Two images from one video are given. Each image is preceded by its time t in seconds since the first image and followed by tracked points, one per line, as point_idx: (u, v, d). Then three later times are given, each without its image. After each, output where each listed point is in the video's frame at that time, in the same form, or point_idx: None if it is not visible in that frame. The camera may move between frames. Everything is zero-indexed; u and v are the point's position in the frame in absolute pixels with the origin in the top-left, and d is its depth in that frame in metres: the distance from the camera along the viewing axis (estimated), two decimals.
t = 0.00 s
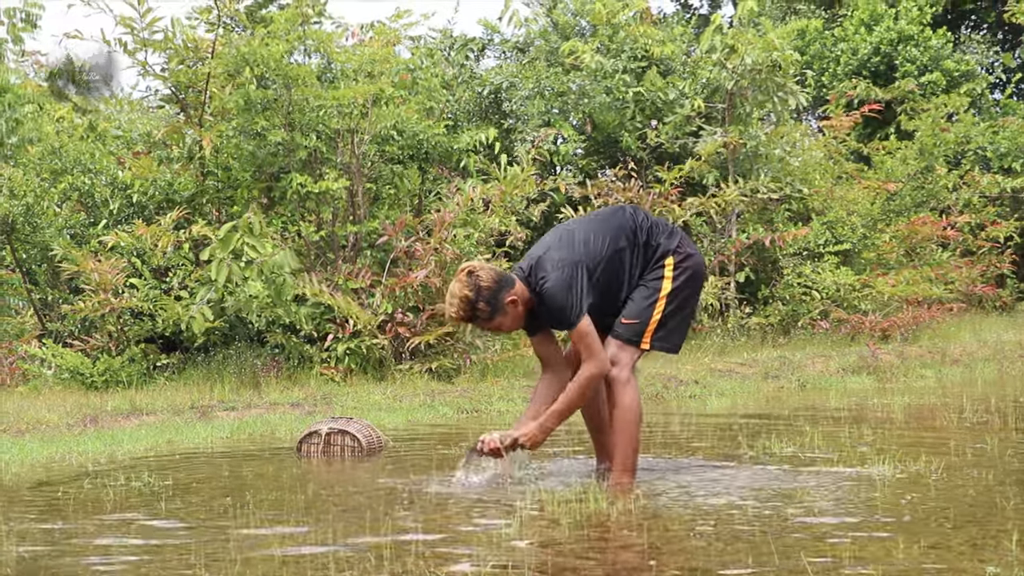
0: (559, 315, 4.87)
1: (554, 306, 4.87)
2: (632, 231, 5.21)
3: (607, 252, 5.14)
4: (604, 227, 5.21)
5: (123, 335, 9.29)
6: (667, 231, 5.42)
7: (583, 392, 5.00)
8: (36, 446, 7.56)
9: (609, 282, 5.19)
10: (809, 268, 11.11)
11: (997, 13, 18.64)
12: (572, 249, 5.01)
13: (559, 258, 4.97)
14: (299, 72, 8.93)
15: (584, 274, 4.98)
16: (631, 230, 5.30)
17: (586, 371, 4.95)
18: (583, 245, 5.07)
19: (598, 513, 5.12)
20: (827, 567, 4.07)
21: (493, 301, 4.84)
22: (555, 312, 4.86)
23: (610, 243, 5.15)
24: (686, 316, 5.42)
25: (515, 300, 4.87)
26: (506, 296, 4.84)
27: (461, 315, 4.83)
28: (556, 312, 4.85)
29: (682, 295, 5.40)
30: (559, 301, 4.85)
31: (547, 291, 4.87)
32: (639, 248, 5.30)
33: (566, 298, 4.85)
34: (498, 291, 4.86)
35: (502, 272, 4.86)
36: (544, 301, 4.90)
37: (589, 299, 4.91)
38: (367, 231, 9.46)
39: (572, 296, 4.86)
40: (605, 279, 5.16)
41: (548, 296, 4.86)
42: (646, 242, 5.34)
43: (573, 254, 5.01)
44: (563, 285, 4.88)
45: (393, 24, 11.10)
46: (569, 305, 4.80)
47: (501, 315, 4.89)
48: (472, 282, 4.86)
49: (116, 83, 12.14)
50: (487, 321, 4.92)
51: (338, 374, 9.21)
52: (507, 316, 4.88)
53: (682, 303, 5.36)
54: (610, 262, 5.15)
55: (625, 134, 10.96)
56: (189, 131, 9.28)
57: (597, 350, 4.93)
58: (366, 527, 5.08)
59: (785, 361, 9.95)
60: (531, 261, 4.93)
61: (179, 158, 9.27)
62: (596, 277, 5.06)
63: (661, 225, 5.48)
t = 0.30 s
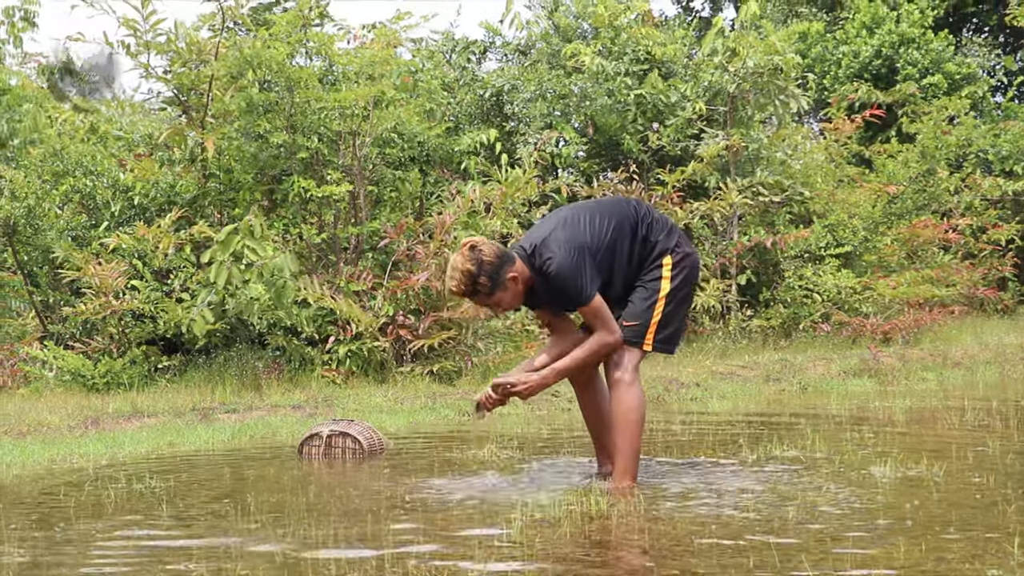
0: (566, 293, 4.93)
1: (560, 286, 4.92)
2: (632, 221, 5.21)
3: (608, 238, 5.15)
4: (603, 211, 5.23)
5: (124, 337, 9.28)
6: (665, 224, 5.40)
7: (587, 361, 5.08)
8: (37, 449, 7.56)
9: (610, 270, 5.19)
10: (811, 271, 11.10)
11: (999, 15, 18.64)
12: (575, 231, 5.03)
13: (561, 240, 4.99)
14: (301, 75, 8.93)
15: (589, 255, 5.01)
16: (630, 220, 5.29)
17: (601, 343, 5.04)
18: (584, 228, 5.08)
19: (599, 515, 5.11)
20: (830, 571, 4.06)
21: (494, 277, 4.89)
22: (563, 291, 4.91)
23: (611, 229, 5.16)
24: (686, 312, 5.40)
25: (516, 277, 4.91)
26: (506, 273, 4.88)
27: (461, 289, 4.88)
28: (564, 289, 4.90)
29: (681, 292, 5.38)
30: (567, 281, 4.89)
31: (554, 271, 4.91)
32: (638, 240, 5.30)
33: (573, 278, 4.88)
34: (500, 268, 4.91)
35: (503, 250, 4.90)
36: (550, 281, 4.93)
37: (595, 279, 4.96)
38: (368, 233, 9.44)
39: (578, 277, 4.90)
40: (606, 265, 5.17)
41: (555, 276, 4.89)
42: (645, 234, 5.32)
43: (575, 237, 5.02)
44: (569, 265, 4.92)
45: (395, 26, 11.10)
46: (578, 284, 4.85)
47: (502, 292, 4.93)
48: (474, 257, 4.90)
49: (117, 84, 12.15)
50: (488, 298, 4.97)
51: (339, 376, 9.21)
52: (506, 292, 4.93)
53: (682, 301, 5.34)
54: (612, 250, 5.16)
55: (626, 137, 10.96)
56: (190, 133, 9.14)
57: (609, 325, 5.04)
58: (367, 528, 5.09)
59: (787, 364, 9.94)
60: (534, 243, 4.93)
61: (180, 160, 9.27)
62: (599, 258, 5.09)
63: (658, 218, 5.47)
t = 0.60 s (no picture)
0: (568, 293, 4.96)
1: (563, 285, 4.94)
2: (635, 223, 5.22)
3: (611, 239, 5.17)
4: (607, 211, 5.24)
5: (127, 342, 9.26)
6: (666, 227, 5.42)
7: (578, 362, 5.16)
8: (40, 453, 7.57)
9: (611, 271, 5.21)
10: (813, 275, 11.09)
11: (1000, 19, 18.64)
12: (580, 231, 5.04)
13: (566, 239, 5.00)
14: (303, 79, 8.93)
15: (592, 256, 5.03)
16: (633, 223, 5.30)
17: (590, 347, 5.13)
18: (589, 227, 5.09)
19: (603, 520, 5.10)
20: None
21: (500, 268, 4.88)
22: (565, 290, 4.94)
23: (614, 230, 5.17)
24: (686, 316, 5.42)
25: (521, 270, 4.91)
26: (512, 266, 4.88)
27: (467, 279, 4.84)
28: (567, 289, 4.93)
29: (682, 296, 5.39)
30: (570, 281, 4.92)
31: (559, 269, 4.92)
32: (639, 242, 5.31)
33: (577, 279, 4.91)
34: (505, 259, 4.89)
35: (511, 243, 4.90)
36: (553, 279, 4.95)
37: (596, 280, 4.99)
38: (370, 238, 9.43)
39: (582, 278, 4.93)
40: (608, 265, 5.19)
41: (559, 275, 4.91)
42: (646, 236, 5.33)
43: (579, 237, 5.04)
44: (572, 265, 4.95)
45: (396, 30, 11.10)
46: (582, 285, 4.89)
47: (505, 285, 4.93)
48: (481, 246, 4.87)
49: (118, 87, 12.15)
50: (490, 289, 4.96)
51: (342, 381, 9.21)
52: (510, 285, 4.92)
53: (683, 304, 5.35)
54: (614, 251, 5.18)
55: (628, 141, 10.96)
56: (193, 138, 9.12)
57: (600, 328, 5.12)
58: (369, 532, 5.09)
59: (789, 368, 9.92)
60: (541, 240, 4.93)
61: (183, 165, 9.27)
62: (602, 258, 5.11)
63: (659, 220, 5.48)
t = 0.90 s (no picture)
0: (557, 277, 4.96)
1: (550, 268, 4.93)
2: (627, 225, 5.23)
3: (602, 235, 5.19)
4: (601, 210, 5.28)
5: (129, 358, 9.26)
6: (660, 238, 5.39)
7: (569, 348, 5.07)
8: (41, 470, 7.56)
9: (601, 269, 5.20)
10: (815, 290, 11.08)
11: (1002, 35, 18.68)
12: (570, 219, 5.08)
13: (555, 225, 5.03)
14: (305, 95, 8.92)
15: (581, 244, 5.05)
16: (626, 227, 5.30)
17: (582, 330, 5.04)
18: (580, 219, 5.13)
19: (604, 538, 5.08)
20: None
21: (475, 252, 4.93)
22: (552, 274, 4.93)
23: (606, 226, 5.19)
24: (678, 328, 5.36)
25: (498, 259, 4.94)
26: (488, 253, 4.92)
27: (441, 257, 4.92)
28: (555, 271, 4.92)
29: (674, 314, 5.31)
30: (558, 264, 4.92)
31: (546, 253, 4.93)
32: (631, 249, 5.30)
33: (565, 261, 4.91)
34: (485, 244, 4.94)
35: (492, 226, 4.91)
36: (541, 264, 4.96)
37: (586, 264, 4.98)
38: (372, 254, 9.43)
39: (570, 260, 4.93)
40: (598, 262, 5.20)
41: (546, 257, 4.91)
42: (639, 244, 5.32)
43: (569, 225, 5.07)
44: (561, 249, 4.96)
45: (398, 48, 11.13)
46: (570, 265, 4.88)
47: (479, 269, 4.98)
48: (462, 228, 4.94)
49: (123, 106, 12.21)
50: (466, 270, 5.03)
51: (343, 398, 9.20)
52: (484, 270, 4.97)
53: (674, 319, 5.30)
54: (605, 250, 5.19)
55: (630, 157, 10.97)
56: (195, 154, 9.22)
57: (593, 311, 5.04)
58: (370, 550, 5.08)
59: (792, 384, 9.90)
60: (528, 224, 4.97)
61: (185, 181, 9.28)
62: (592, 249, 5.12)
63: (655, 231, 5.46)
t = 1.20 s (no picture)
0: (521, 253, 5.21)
1: (514, 244, 5.20)
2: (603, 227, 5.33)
3: (577, 230, 5.33)
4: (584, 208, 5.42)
5: (131, 373, 9.27)
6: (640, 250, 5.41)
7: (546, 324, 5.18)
8: (44, 484, 7.57)
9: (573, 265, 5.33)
10: (817, 304, 11.08)
11: (1004, 50, 18.73)
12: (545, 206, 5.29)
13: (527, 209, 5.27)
14: (308, 109, 8.95)
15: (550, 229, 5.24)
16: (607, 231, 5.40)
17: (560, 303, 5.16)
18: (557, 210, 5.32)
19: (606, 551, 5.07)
20: None
21: (443, 216, 5.40)
22: (514, 250, 5.21)
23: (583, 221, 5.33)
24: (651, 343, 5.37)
25: (462, 226, 5.38)
26: (452, 218, 5.36)
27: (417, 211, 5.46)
28: (518, 248, 5.17)
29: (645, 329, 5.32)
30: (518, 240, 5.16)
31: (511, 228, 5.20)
32: (607, 256, 5.37)
33: (526, 239, 5.16)
34: (455, 210, 5.38)
35: (460, 191, 5.34)
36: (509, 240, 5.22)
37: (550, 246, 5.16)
38: (375, 267, 9.44)
39: (531, 241, 5.16)
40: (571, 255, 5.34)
41: (510, 233, 5.18)
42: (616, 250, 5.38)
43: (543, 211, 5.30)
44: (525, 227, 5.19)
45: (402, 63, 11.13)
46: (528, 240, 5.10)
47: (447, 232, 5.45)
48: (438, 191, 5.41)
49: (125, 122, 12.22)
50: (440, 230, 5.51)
51: (346, 412, 9.19)
52: (450, 233, 5.43)
53: (643, 333, 5.32)
54: (576, 248, 5.32)
55: (632, 171, 11.00)
56: (198, 168, 9.22)
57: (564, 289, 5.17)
58: (372, 563, 5.07)
59: (794, 398, 9.89)
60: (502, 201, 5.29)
61: (187, 196, 9.29)
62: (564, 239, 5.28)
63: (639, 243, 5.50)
